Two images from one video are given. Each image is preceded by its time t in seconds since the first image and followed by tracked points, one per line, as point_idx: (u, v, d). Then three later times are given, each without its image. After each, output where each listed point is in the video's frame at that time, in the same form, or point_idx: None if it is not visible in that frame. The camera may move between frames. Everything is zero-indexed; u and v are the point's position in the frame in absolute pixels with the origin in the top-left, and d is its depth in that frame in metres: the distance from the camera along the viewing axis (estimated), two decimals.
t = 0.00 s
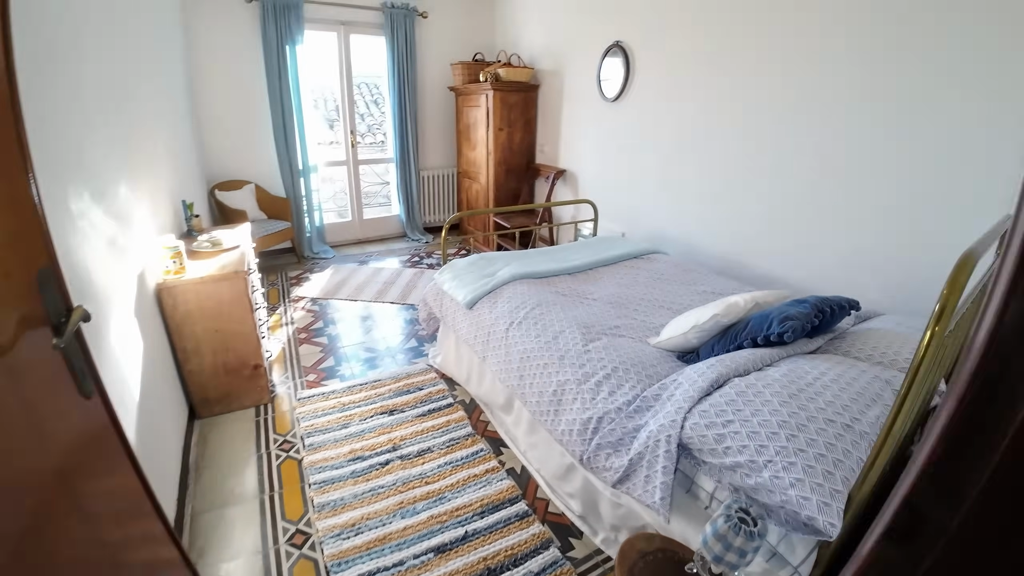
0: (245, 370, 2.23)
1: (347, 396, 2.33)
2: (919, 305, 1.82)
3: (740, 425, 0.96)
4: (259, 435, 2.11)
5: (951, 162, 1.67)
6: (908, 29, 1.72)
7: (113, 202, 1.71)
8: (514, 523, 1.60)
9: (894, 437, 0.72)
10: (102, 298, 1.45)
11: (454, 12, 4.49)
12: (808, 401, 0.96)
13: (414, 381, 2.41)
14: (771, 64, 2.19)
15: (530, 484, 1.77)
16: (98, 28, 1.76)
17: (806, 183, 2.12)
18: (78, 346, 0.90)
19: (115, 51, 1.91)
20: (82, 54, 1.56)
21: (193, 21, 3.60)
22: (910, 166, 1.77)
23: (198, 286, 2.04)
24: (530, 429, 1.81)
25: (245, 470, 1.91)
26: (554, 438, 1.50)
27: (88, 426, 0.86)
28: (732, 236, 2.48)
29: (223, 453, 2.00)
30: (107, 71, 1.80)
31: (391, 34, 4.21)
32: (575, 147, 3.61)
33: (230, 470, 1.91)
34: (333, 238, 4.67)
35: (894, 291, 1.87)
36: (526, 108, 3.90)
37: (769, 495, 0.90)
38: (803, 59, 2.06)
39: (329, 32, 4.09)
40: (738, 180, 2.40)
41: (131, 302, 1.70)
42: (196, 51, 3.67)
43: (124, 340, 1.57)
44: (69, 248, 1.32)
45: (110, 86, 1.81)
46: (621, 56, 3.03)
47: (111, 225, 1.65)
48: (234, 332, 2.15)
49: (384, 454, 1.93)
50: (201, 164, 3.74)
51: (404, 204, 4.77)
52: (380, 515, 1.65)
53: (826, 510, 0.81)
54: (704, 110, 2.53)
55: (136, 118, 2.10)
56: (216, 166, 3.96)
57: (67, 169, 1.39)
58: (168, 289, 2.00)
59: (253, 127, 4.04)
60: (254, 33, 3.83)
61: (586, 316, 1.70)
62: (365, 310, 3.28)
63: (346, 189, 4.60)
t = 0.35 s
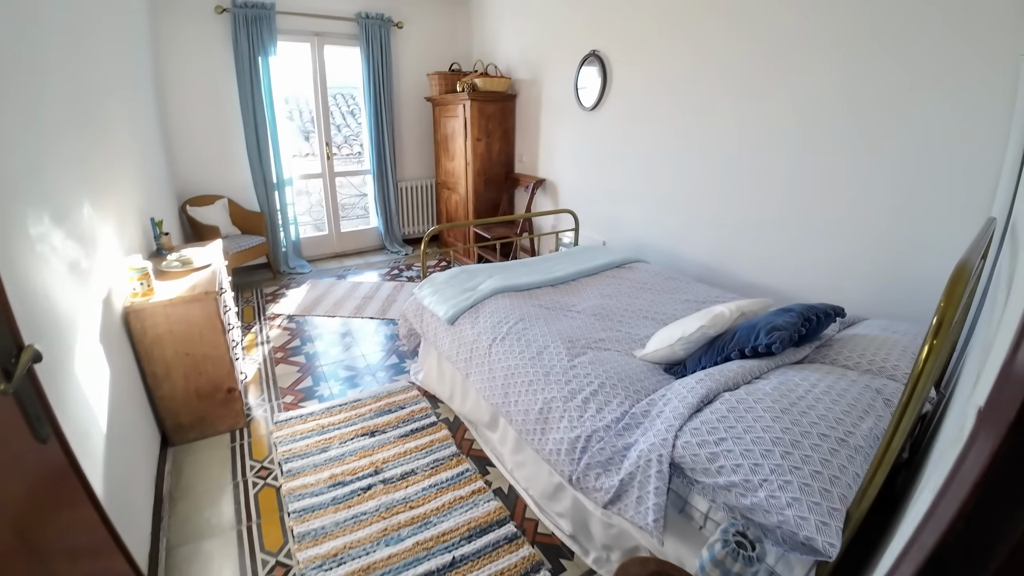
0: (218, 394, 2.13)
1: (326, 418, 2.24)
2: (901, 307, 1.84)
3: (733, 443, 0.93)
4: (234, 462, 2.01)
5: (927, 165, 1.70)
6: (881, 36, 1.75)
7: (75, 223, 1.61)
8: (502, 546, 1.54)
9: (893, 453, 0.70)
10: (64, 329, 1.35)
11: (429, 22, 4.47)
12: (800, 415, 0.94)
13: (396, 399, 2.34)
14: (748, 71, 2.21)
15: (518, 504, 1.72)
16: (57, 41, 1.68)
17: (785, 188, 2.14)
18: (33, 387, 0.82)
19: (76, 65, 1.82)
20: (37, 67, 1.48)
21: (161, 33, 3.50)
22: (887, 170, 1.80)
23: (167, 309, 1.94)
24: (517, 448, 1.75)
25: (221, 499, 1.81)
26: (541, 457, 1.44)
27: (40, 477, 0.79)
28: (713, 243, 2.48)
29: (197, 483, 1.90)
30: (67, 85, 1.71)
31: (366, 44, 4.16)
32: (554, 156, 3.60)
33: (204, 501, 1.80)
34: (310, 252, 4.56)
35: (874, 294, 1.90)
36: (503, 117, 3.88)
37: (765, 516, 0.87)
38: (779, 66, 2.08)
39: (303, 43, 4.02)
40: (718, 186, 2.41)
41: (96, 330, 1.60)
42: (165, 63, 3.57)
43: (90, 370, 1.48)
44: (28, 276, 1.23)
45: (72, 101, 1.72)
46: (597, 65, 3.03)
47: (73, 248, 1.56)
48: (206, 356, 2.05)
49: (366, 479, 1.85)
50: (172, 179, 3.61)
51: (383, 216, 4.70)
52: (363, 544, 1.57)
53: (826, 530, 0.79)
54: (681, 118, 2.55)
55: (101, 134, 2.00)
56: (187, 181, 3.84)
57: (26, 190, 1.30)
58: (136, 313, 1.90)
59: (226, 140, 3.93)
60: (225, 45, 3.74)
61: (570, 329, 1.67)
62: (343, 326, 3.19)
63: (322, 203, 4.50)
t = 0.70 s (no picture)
0: (194, 419, 2.04)
1: (306, 440, 2.16)
2: (882, 312, 1.86)
3: (726, 463, 0.91)
4: (212, 489, 1.92)
5: (907, 171, 1.72)
6: (858, 45, 1.78)
7: (42, 244, 1.53)
8: (492, 571, 1.49)
9: (887, 473, 0.68)
10: (31, 358, 1.27)
11: (408, 34, 4.45)
12: (792, 432, 0.92)
13: (379, 419, 2.27)
14: (728, 81, 2.22)
15: (506, 526, 1.67)
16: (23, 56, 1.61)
17: (766, 196, 2.15)
18: None
19: (43, 81, 1.75)
20: None
21: (133, 45, 3.41)
22: (868, 177, 1.82)
23: (138, 331, 1.85)
24: (504, 467, 1.71)
25: (198, 530, 1.72)
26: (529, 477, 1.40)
27: (2, 529, 0.72)
28: (696, 251, 2.49)
29: (173, 512, 1.81)
30: (34, 102, 1.64)
31: (345, 55, 4.11)
32: (536, 167, 3.59)
33: (179, 532, 1.71)
34: (289, 267, 4.46)
35: (856, 300, 1.91)
36: (484, 128, 3.87)
37: (760, 538, 0.84)
38: (759, 76, 2.10)
39: (280, 55, 3.96)
40: (700, 195, 2.42)
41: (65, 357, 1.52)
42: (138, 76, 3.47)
43: (60, 400, 1.39)
44: None
45: (38, 118, 1.64)
46: (577, 75, 3.04)
47: (39, 271, 1.47)
48: (181, 380, 1.96)
49: (348, 504, 1.78)
50: (145, 194, 3.50)
51: (363, 229, 4.63)
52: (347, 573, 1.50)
53: (823, 552, 0.76)
54: (662, 127, 2.56)
55: (70, 151, 1.92)
56: (161, 196, 3.72)
57: None
58: (107, 336, 1.81)
59: (202, 154, 3.84)
60: (200, 57, 3.66)
61: (555, 344, 1.63)
62: (324, 343, 3.11)
63: (301, 216, 4.41)
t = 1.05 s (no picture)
0: (168, 445, 1.94)
1: (286, 463, 2.08)
2: (865, 318, 1.88)
3: (717, 483, 0.88)
4: (189, 516, 1.83)
5: (888, 178, 1.74)
6: (835, 56, 1.81)
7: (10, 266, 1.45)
8: None
9: (883, 493, 0.66)
10: None
11: (387, 47, 4.44)
12: (784, 449, 0.89)
13: (361, 440, 2.20)
14: (708, 92, 2.24)
15: (494, 549, 1.62)
16: None
17: (748, 204, 2.16)
18: None
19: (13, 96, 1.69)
20: None
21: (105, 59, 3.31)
22: (849, 184, 1.84)
23: (109, 354, 1.76)
24: (490, 488, 1.66)
25: (174, 561, 1.64)
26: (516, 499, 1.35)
27: None
28: (680, 260, 2.49)
29: (148, 542, 1.72)
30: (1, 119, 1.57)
31: (323, 68, 4.07)
32: (517, 179, 3.58)
33: (152, 565, 1.62)
34: (268, 283, 4.35)
35: (838, 307, 1.93)
36: (465, 140, 3.85)
37: (756, 560, 0.81)
38: (739, 86, 2.12)
39: (257, 68, 3.90)
40: (683, 204, 2.43)
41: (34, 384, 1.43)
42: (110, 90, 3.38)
43: (31, 430, 1.31)
44: None
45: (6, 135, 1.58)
46: (557, 87, 3.05)
47: (6, 294, 1.39)
48: (154, 404, 1.87)
49: (330, 530, 1.70)
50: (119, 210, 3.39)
51: (344, 243, 4.55)
52: None
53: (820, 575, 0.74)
54: (643, 137, 2.57)
55: (42, 169, 1.85)
56: (134, 212, 3.61)
57: None
58: (77, 360, 1.72)
59: (178, 169, 3.74)
60: (176, 70, 3.58)
61: (540, 360, 1.60)
62: (304, 361, 3.03)
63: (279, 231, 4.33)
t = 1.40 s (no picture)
0: (145, 469, 1.86)
1: (268, 485, 2.01)
2: (845, 324, 1.90)
3: (709, 500, 0.86)
4: (167, 542, 1.76)
5: (867, 186, 1.77)
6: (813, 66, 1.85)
7: None
8: None
9: (878, 507, 0.66)
10: None
11: (368, 58, 4.42)
12: (775, 462, 0.88)
13: (344, 459, 2.14)
14: (689, 101, 2.26)
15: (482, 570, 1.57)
16: None
17: (730, 213, 2.18)
18: None
19: None
20: None
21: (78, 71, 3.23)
22: (830, 191, 1.86)
23: (83, 376, 1.68)
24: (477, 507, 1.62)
25: None
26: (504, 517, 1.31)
27: None
28: (664, 269, 2.50)
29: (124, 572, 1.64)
30: None
31: (304, 80, 4.04)
32: (501, 189, 3.57)
33: None
34: (248, 298, 4.26)
35: (819, 313, 1.96)
36: (447, 152, 3.84)
37: None
38: (720, 96, 2.15)
39: (236, 79, 3.84)
40: (666, 213, 2.44)
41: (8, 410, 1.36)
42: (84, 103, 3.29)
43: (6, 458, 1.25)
44: None
45: None
46: (539, 97, 3.05)
47: None
48: (130, 428, 1.80)
49: (314, 554, 1.64)
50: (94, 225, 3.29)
51: (326, 256, 4.49)
52: None
53: None
54: (626, 147, 2.58)
55: (14, 184, 1.79)
56: (108, 227, 3.50)
57: None
58: (50, 383, 1.64)
59: (156, 182, 3.65)
60: (153, 83, 3.51)
61: (525, 374, 1.57)
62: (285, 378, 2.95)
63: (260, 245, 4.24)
